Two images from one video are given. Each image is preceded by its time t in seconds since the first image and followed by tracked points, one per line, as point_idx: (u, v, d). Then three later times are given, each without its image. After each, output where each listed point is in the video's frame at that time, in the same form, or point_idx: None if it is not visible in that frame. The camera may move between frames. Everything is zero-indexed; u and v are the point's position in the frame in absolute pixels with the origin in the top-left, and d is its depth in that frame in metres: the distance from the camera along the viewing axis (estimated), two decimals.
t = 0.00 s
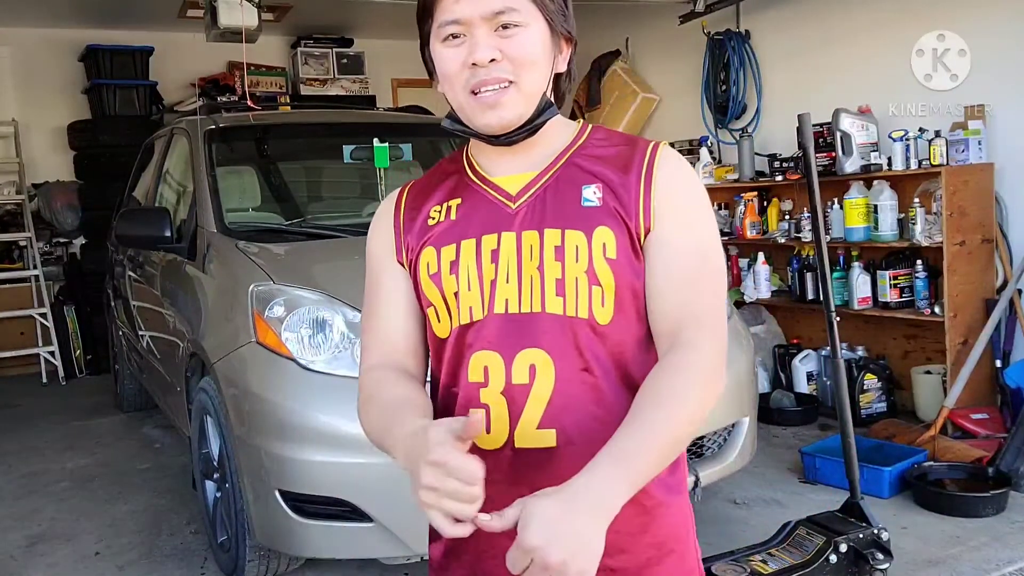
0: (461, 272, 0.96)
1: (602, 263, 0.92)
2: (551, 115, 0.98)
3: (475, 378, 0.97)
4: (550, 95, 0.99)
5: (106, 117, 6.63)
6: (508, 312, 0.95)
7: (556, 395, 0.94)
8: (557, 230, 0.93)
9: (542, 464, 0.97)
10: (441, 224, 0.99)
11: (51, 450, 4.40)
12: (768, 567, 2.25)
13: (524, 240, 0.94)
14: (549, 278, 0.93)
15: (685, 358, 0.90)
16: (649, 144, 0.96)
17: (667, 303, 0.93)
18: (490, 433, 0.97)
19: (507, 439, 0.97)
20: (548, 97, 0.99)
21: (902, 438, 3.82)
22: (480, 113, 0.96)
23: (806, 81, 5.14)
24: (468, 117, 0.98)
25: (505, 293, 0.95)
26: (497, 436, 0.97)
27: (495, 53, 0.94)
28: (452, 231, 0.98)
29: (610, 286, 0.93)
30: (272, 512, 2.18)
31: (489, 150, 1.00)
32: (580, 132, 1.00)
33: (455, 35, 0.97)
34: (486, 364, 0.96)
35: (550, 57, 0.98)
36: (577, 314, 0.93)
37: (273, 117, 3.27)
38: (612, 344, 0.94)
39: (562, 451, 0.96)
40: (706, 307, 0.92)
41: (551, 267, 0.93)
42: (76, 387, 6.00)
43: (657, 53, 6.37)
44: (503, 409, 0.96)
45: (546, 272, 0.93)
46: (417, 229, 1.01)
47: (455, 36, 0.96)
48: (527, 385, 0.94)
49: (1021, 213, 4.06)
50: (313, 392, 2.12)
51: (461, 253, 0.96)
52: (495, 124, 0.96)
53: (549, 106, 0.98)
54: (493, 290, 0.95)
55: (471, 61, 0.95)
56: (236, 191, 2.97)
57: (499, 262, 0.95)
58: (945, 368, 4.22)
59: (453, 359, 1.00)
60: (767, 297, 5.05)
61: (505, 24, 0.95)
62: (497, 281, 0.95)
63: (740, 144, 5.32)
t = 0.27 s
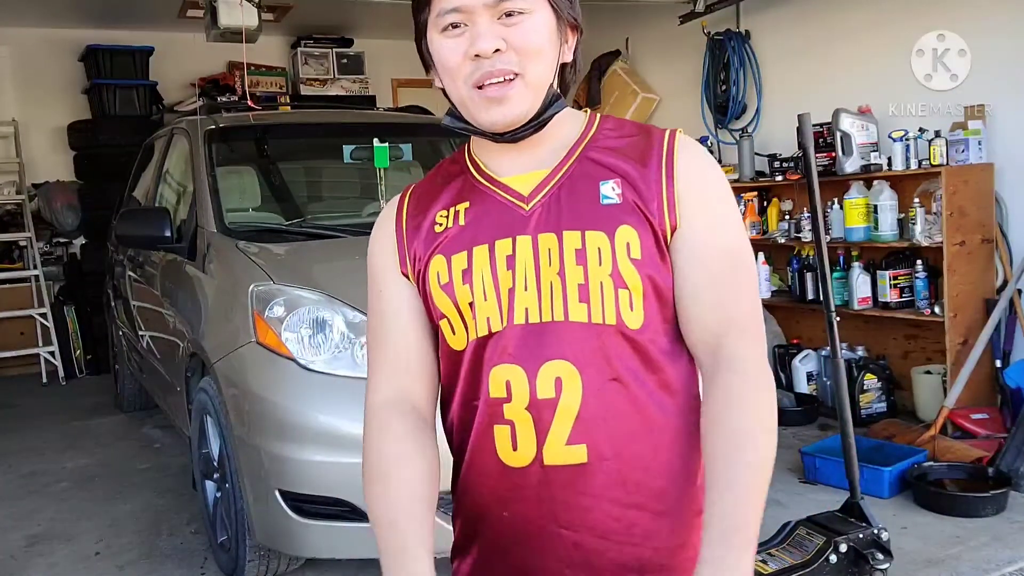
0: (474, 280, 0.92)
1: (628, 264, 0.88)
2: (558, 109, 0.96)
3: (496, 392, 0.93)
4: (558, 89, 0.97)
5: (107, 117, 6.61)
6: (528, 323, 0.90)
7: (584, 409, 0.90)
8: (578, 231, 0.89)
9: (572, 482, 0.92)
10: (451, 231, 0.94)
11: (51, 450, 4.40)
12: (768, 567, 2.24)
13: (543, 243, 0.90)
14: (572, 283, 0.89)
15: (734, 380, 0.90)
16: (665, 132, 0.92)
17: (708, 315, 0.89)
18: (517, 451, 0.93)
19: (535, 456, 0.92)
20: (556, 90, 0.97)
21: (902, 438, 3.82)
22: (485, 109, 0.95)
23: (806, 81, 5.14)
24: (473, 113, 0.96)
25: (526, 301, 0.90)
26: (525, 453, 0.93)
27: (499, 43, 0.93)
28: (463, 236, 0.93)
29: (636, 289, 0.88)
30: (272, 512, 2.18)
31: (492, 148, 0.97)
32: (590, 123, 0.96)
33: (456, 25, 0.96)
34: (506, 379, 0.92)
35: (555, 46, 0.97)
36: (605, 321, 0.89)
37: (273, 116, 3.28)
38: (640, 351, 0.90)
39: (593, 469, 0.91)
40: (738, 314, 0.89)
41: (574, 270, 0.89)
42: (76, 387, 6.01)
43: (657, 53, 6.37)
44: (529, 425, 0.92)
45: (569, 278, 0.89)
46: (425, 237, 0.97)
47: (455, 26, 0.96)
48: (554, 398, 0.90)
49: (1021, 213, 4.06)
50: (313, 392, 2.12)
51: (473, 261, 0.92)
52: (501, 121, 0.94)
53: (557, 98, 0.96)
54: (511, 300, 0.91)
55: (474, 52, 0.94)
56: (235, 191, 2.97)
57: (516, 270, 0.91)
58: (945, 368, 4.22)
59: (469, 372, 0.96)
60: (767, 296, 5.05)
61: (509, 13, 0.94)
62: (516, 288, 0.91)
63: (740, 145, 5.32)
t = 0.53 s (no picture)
0: (480, 300, 0.90)
1: (641, 281, 0.85)
2: (556, 111, 0.92)
3: (509, 416, 0.90)
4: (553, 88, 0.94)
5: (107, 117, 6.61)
6: (539, 344, 0.88)
7: (602, 432, 0.88)
8: (588, 247, 0.86)
9: (592, 505, 0.90)
10: (455, 248, 0.91)
11: (51, 450, 4.40)
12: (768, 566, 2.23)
13: (551, 261, 0.87)
14: (584, 303, 0.86)
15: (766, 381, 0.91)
16: (673, 129, 0.89)
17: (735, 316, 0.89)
18: (534, 477, 0.91)
19: (553, 480, 0.90)
20: (551, 90, 0.93)
21: (902, 438, 3.83)
22: (475, 120, 0.91)
23: (806, 81, 5.14)
24: (463, 125, 0.93)
25: (537, 321, 0.88)
26: (543, 479, 0.91)
27: (484, 51, 0.90)
28: (467, 253, 0.90)
29: (649, 305, 0.86)
30: (272, 512, 2.18)
31: (490, 156, 0.94)
32: (591, 122, 0.92)
33: (436, 33, 0.93)
34: (519, 404, 0.89)
35: (545, 44, 0.93)
36: (621, 341, 0.86)
37: (273, 116, 3.28)
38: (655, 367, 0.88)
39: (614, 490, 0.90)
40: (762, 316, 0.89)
41: (585, 289, 0.86)
42: (76, 387, 6.01)
43: (657, 53, 6.37)
44: (545, 450, 0.90)
45: (581, 297, 0.86)
46: (426, 252, 0.93)
47: (436, 33, 0.93)
48: (570, 424, 0.88)
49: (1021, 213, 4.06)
50: (314, 392, 2.12)
51: (478, 280, 0.89)
52: (493, 130, 0.91)
53: (554, 100, 0.93)
54: (520, 321, 0.88)
55: (458, 62, 0.91)
56: (235, 191, 2.97)
57: (523, 288, 0.88)
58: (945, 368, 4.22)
59: (480, 390, 0.94)
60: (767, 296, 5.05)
61: (491, 17, 0.91)
62: (525, 309, 0.88)
63: (740, 145, 5.32)
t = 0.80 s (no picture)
0: (480, 308, 0.90)
1: (640, 294, 0.84)
2: (558, 115, 0.91)
3: (510, 425, 0.91)
4: (552, 90, 0.92)
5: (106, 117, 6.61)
6: (539, 354, 0.88)
7: (601, 443, 0.88)
8: (587, 258, 0.85)
9: (590, 515, 0.91)
10: (456, 253, 0.91)
11: (51, 450, 4.40)
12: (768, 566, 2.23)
13: (551, 271, 0.86)
14: (583, 314, 0.86)
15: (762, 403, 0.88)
16: (682, 136, 0.86)
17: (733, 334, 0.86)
18: (534, 486, 0.92)
19: (553, 489, 0.91)
20: (550, 93, 0.92)
21: (902, 438, 3.82)
22: (470, 131, 0.91)
23: (806, 82, 5.14)
24: (460, 135, 0.92)
25: (534, 331, 0.88)
26: (543, 487, 0.92)
27: (476, 60, 0.89)
28: (467, 260, 0.90)
29: (649, 317, 0.85)
30: (272, 512, 2.18)
31: (493, 161, 0.94)
32: (598, 126, 0.91)
33: (428, 42, 0.92)
34: (520, 413, 0.90)
35: (544, 49, 0.92)
36: (618, 354, 0.86)
37: (273, 116, 3.28)
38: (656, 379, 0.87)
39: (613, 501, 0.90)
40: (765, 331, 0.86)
41: (584, 300, 0.86)
42: (76, 387, 6.01)
43: (657, 53, 6.38)
44: (544, 460, 0.90)
45: (579, 309, 0.86)
46: (428, 256, 0.93)
47: (427, 42, 0.92)
48: (569, 435, 0.88)
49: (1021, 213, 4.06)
50: (314, 392, 2.12)
51: (478, 287, 0.89)
52: (488, 142, 0.90)
53: (555, 104, 0.91)
54: (520, 330, 0.88)
55: (449, 73, 0.90)
56: (235, 191, 2.97)
57: (523, 297, 0.88)
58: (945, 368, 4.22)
59: (481, 396, 0.94)
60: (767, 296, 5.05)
61: (482, 24, 0.89)
62: (524, 319, 0.88)
63: (740, 145, 5.32)
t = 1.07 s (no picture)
0: (478, 292, 0.91)
1: (633, 288, 0.83)
2: (526, 114, 0.90)
3: (502, 411, 0.92)
4: (523, 91, 0.90)
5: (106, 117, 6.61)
6: (531, 344, 0.89)
7: (587, 438, 0.88)
8: (582, 248, 0.85)
9: (572, 508, 0.92)
10: (461, 239, 0.94)
11: (51, 450, 4.40)
12: (768, 566, 2.24)
13: (546, 260, 0.87)
14: (574, 306, 0.86)
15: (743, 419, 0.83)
16: (694, 133, 0.85)
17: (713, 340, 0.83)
18: (519, 475, 0.93)
19: (536, 483, 0.92)
20: (518, 94, 0.89)
21: (903, 438, 3.82)
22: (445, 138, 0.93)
23: (806, 81, 5.14)
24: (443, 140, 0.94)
25: (527, 321, 0.89)
26: (527, 479, 0.93)
27: (431, 71, 0.90)
28: (471, 245, 0.92)
29: (642, 313, 0.84)
30: (272, 512, 2.18)
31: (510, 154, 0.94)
32: (610, 121, 0.90)
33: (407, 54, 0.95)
34: (510, 402, 0.91)
35: (501, 47, 0.89)
36: (607, 347, 0.86)
37: (273, 117, 3.28)
38: (650, 377, 0.86)
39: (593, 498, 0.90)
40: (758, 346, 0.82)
41: (576, 292, 0.85)
42: (76, 387, 6.01)
43: (656, 53, 6.38)
44: (531, 449, 0.91)
45: (570, 301, 0.86)
46: (435, 241, 0.96)
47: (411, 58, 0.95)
48: (554, 427, 0.89)
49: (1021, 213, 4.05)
50: (313, 392, 2.12)
51: (478, 273, 0.91)
52: (456, 144, 0.91)
53: (516, 103, 0.89)
54: (514, 317, 0.89)
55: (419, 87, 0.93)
56: (235, 191, 2.96)
57: (518, 287, 0.89)
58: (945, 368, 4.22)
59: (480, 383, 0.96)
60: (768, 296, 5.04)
61: (435, 34, 0.89)
62: (519, 306, 0.89)
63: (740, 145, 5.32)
